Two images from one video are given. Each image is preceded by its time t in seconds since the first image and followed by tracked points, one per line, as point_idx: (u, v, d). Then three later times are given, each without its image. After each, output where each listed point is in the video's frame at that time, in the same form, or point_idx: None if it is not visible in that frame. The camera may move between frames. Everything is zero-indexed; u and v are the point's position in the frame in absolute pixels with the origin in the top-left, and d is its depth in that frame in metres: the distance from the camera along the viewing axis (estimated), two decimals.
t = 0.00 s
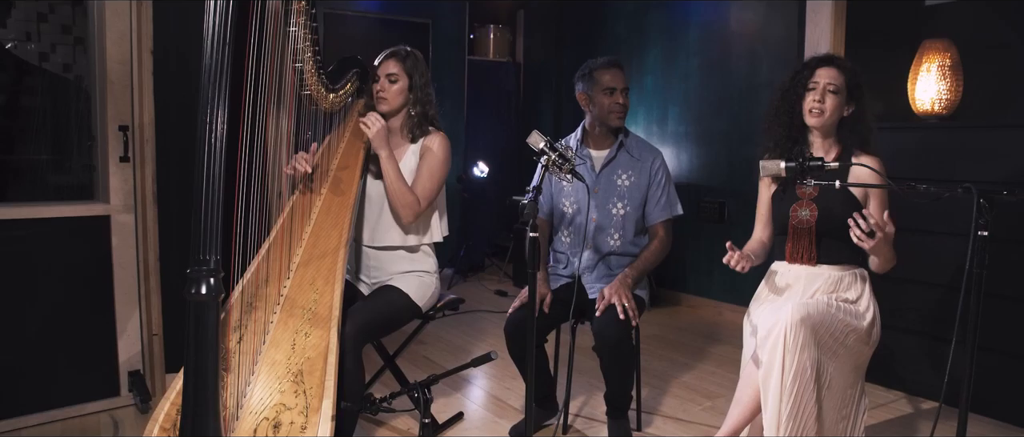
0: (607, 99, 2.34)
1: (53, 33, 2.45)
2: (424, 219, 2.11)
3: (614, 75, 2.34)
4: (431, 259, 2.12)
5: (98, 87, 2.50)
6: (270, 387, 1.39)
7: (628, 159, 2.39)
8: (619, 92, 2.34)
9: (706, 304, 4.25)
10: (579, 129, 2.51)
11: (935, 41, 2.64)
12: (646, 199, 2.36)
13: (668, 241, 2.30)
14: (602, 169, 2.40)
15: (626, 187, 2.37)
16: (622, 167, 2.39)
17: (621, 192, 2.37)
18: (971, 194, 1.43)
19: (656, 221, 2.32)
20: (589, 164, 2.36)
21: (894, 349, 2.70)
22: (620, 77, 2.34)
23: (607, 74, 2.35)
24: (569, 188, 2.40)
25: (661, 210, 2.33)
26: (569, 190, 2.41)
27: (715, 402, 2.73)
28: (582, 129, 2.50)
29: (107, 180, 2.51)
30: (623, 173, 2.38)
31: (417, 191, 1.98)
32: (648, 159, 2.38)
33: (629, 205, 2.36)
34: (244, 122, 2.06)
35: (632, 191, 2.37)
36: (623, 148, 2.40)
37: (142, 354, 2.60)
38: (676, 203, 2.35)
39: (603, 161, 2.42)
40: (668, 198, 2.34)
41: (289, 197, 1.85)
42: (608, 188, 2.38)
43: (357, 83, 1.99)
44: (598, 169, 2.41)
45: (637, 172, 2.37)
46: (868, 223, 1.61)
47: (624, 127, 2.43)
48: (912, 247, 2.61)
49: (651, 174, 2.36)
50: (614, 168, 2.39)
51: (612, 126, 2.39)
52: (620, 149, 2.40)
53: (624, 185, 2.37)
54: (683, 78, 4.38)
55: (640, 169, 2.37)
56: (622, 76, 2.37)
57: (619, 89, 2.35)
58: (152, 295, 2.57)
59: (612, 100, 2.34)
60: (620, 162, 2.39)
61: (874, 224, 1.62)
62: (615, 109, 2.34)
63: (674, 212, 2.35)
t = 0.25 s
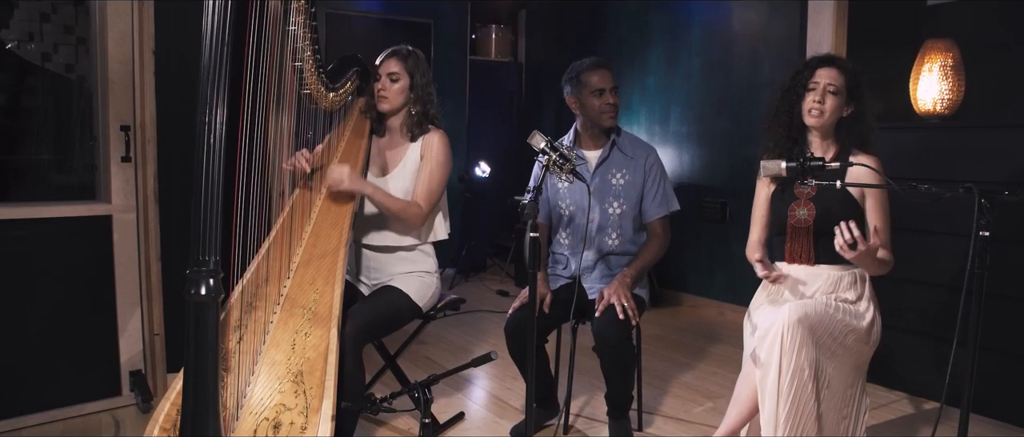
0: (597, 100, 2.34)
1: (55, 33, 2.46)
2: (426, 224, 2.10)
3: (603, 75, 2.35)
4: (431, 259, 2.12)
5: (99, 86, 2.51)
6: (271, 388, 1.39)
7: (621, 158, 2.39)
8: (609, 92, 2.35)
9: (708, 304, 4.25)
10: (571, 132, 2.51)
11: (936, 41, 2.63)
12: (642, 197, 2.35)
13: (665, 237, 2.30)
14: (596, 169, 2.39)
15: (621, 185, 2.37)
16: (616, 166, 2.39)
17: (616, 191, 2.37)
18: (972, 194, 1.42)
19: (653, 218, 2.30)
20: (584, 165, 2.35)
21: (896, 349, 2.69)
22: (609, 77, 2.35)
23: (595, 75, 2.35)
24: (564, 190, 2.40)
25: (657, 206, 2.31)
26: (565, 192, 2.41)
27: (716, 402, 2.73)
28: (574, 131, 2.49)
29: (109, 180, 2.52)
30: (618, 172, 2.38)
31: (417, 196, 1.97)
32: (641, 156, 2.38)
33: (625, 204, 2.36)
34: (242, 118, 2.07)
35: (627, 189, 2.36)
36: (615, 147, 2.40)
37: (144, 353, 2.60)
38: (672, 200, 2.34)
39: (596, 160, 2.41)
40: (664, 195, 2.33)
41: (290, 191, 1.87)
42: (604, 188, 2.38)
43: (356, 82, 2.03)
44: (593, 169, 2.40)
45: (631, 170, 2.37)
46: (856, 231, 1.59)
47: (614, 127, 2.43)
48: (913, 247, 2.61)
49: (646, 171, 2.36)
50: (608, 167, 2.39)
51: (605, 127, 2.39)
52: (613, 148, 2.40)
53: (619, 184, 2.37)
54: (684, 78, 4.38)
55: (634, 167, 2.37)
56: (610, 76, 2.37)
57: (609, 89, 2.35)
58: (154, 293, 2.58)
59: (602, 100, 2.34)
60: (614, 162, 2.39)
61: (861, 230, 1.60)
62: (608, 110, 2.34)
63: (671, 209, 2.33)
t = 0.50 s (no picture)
0: (586, 101, 2.35)
1: (57, 33, 2.46)
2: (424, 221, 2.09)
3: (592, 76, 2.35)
4: (431, 259, 2.12)
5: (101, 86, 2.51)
6: (271, 388, 1.39)
7: (614, 157, 2.39)
8: (598, 92, 2.35)
9: (709, 304, 4.24)
10: (565, 133, 2.51)
11: (938, 40, 2.63)
12: (637, 195, 2.35)
13: (662, 235, 2.30)
14: (589, 169, 2.38)
15: (616, 185, 2.36)
16: (609, 166, 2.38)
17: (611, 190, 2.37)
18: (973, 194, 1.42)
19: (650, 216, 2.31)
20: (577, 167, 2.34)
21: (897, 350, 2.69)
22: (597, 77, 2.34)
23: (584, 75, 2.35)
24: (559, 192, 2.40)
25: (653, 204, 2.32)
26: (559, 194, 2.40)
27: (717, 402, 2.72)
28: (567, 133, 2.49)
29: (110, 180, 2.52)
30: (612, 171, 2.37)
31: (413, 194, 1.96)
32: (634, 155, 2.38)
33: (621, 203, 2.36)
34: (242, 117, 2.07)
35: (622, 188, 2.36)
36: (608, 146, 2.40)
37: (144, 353, 2.61)
38: (668, 196, 2.35)
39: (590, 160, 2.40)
40: (659, 192, 2.34)
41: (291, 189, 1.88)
42: (599, 188, 2.37)
43: (357, 80, 2.02)
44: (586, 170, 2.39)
45: (624, 168, 2.37)
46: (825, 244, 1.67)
47: (605, 126, 2.43)
48: (914, 247, 2.61)
49: (640, 169, 2.36)
50: (601, 167, 2.38)
51: (597, 127, 2.38)
52: (605, 148, 2.40)
53: (613, 183, 2.36)
54: (686, 78, 4.38)
55: (628, 165, 2.37)
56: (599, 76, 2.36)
57: (598, 89, 2.35)
58: (155, 292, 2.59)
59: (592, 100, 2.34)
60: (608, 161, 2.38)
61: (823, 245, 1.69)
62: (598, 109, 2.34)
63: (666, 205, 2.34)
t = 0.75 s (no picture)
0: (578, 101, 2.34)
1: (60, 34, 2.47)
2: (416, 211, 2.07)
3: (582, 76, 2.34)
4: (431, 260, 2.13)
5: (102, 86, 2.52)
6: (271, 388, 1.40)
7: (610, 156, 2.38)
8: (589, 92, 2.34)
9: (710, 305, 4.24)
10: (558, 134, 2.49)
11: (940, 40, 2.62)
12: (634, 194, 2.36)
13: (660, 233, 2.31)
14: (585, 170, 2.36)
15: (612, 184, 2.36)
16: (603, 166, 2.37)
17: (607, 190, 2.36)
18: (975, 194, 1.42)
19: (647, 214, 2.32)
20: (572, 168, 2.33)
21: (898, 350, 2.68)
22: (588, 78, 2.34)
23: (574, 76, 2.35)
24: (555, 192, 2.38)
25: (650, 202, 2.33)
26: (556, 193, 2.39)
27: (718, 402, 2.72)
28: (561, 133, 2.47)
29: (112, 180, 2.52)
30: (607, 171, 2.37)
31: (405, 183, 1.94)
32: (628, 153, 2.38)
33: (617, 202, 2.36)
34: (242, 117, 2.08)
35: (618, 187, 2.36)
36: (602, 145, 2.39)
37: (146, 353, 2.61)
38: (664, 194, 2.36)
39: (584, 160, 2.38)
40: (656, 191, 2.34)
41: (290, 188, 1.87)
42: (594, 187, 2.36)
43: (356, 79, 1.98)
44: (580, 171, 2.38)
45: (619, 167, 2.37)
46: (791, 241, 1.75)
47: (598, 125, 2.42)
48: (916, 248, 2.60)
49: (635, 167, 2.36)
50: (597, 166, 2.37)
51: (590, 127, 2.38)
52: (599, 147, 2.39)
53: (609, 183, 2.36)
54: (688, 78, 4.38)
55: (623, 164, 2.37)
56: (590, 77, 2.36)
57: (590, 89, 2.34)
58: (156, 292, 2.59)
59: (584, 100, 2.34)
60: (603, 161, 2.38)
61: (787, 244, 1.77)
62: (590, 109, 2.34)
63: (663, 203, 2.35)
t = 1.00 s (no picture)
0: (577, 100, 2.34)
1: (63, 34, 2.47)
2: (415, 216, 2.09)
3: (580, 75, 2.33)
4: (431, 260, 2.13)
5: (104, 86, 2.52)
6: (271, 388, 1.40)
7: (608, 156, 2.38)
8: (588, 92, 2.33)
9: (712, 305, 4.24)
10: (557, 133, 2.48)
11: (942, 40, 2.62)
12: (633, 192, 2.35)
13: (660, 232, 2.31)
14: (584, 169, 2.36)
15: (611, 183, 2.35)
16: (603, 165, 2.37)
17: (606, 189, 2.35)
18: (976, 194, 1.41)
19: (646, 213, 2.31)
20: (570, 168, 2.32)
21: (900, 351, 2.68)
22: (586, 77, 2.32)
23: (573, 75, 2.33)
24: (555, 192, 2.38)
25: (649, 201, 2.32)
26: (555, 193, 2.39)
27: (719, 403, 2.72)
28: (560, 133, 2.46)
29: (113, 180, 2.53)
30: (606, 170, 2.36)
31: (404, 189, 1.95)
32: (627, 152, 2.37)
33: (616, 201, 2.35)
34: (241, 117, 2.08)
35: (617, 186, 2.36)
36: (600, 145, 2.38)
37: (148, 352, 2.61)
38: (663, 193, 2.35)
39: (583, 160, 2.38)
40: (655, 190, 2.34)
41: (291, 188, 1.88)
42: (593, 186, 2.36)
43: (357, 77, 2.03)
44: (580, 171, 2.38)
45: (619, 166, 2.36)
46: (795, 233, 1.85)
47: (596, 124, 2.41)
48: (918, 248, 2.59)
49: (634, 166, 2.36)
50: (597, 166, 2.37)
51: (589, 125, 2.38)
52: (597, 147, 2.38)
53: (608, 182, 2.35)
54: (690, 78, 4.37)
55: (622, 163, 2.37)
56: (589, 75, 2.35)
57: (588, 88, 2.33)
58: (158, 292, 2.60)
59: (582, 99, 2.33)
60: (602, 160, 2.37)
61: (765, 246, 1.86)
62: (589, 108, 2.34)
63: (662, 202, 2.35)
